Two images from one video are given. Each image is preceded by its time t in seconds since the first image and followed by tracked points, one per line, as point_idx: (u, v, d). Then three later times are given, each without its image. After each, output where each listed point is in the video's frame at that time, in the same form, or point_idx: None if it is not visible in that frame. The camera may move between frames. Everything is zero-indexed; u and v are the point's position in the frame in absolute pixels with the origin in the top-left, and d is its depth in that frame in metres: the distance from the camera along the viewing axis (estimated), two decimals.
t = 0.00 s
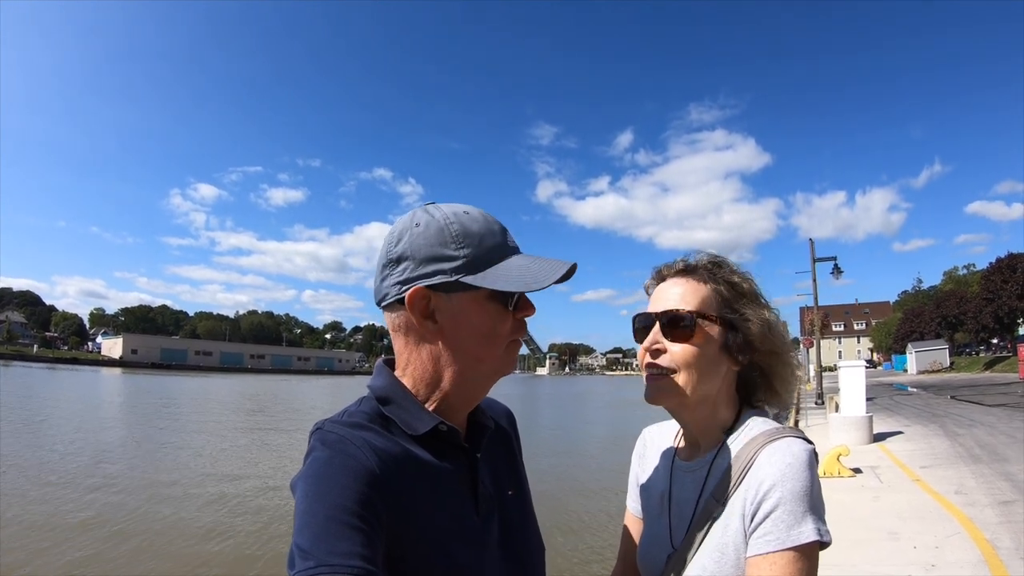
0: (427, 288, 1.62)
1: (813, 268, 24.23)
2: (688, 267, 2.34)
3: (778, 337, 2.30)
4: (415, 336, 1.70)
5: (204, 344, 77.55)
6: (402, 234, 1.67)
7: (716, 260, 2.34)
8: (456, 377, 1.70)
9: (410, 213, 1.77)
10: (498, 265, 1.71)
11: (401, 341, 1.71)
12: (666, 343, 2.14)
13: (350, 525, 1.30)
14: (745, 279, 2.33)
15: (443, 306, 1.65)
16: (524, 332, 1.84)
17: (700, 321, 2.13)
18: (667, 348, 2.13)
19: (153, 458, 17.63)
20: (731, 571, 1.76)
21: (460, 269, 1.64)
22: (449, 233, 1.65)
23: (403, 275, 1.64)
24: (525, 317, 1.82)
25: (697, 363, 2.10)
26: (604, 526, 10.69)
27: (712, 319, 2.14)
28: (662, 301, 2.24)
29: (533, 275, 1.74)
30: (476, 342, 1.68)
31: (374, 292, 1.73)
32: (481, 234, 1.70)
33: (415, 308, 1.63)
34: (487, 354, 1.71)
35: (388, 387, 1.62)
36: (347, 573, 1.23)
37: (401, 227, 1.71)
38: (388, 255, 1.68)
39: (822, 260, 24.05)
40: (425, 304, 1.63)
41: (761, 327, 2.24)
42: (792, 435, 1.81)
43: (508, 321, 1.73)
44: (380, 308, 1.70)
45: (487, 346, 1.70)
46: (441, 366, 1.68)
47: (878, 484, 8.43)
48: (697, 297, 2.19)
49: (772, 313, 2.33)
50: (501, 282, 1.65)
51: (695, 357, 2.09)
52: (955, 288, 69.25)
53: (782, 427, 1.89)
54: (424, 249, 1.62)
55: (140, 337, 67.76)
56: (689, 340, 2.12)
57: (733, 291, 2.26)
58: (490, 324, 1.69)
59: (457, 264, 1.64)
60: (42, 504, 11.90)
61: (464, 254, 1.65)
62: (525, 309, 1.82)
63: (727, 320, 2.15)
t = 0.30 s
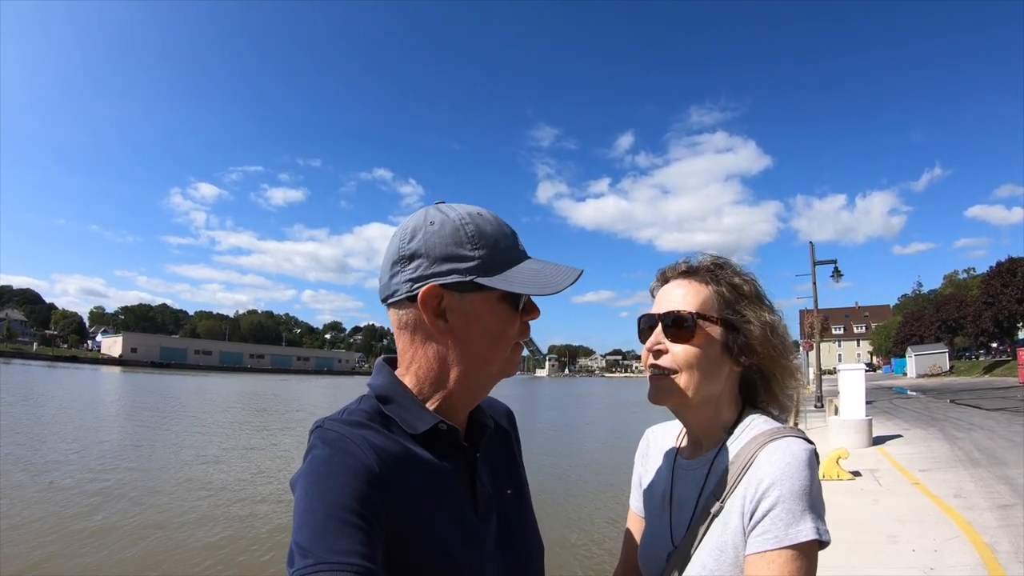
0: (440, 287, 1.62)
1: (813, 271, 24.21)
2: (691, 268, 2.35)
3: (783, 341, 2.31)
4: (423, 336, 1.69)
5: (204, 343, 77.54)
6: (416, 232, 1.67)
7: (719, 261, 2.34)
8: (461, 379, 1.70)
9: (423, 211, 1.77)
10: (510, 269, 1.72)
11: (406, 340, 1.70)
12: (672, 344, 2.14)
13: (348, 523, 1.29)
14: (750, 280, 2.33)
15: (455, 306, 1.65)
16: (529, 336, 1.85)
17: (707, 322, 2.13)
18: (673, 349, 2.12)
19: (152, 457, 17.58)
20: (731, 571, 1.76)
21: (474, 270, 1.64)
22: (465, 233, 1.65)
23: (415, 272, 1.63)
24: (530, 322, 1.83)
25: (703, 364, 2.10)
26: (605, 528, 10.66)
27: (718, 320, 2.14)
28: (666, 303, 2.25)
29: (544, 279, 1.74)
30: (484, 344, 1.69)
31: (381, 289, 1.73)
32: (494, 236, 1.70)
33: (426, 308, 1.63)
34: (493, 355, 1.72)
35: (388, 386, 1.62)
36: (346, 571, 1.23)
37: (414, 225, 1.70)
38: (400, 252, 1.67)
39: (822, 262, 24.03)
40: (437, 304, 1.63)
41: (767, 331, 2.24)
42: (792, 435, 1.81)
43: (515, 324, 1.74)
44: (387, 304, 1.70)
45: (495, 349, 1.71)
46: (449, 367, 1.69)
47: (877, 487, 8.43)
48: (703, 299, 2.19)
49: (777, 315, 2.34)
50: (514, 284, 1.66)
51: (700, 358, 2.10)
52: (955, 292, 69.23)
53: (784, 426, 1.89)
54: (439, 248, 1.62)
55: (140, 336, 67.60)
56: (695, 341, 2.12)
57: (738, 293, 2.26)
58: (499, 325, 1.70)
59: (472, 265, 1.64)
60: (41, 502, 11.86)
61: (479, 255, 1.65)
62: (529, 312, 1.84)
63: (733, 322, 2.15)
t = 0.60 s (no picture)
0: (441, 288, 1.62)
1: (814, 273, 24.20)
2: (692, 270, 2.35)
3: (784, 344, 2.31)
4: (424, 337, 1.69)
5: (203, 343, 77.52)
6: (418, 232, 1.67)
7: (720, 263, 2.34)
8: (461, 381, 1.70)
9: (425, 212, 1.76)
10: (512, 270, 1.72)
11: (406, 340, 1.70)
12: (672, 346, 2.14)
13: (346, 523, 1.29)
14: (751, 282, 2.33)
15: (456, 307, 1.64)
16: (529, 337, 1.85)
17: (707, 325, 2.13)
18: (673, 352, 2.12)
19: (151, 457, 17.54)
20: (729, 572, 1.75)
21: (475, 272, 1.64)
22: (467, 235, 1.65)
23: (416, 272, 1.63)
24: (530, 323, 1.83)
25: (703, 366, 2.10)
26: (605, 530, 10.64)
27: (718, 322, 2.13)
28: (667, 306, 2.25)
29: (545, 281, 1.74)
30: (484, 346, 1.69)
31: (382, 288, 1.72)
32: (495, 238, 1.70)
33: (427, 309, 1.62)
34: (492, 357, 1.72)
35: (387, 387, 1.62)
36: (345, 573, 1.22)
37: (416, 226, 1.70)
38: (401, 252, 1.67)
39: (823, 265, 24.01)
40: (438, 305, 1.63)
41: (768, 333, 2.24)
42: (792, 437, 1.81)
43: (515, 326, 1.75)
44: (388, 305, 1.70)
45: (495, 351, 1.71)
46: (447, 367, 1.69)
47: (876, 490, 8.42)
48: (703, 302, 2.19)
49: (777, 316, 2.34)
50: (516, 285, 1.66)
51: (700, 360, 2.09)
52: (955, 296, 69.17)
53: (784, 428, 1.88)
54: (441, 249, 1.63)
55: (140, 335, 67.61)
56: (695, 344, 2.12)
57: (739, 294, 2.26)
58: (500, 327, 1.70)
59: (473, 267, 1.64)
60: (40, 502, 11.82)
61: (481, 256, 1.65)
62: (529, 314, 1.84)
63: (733, 323, 2.15)
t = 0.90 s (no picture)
0: (439, 287, 1.61)
1: (816, 274, 24.17)
2: (692, 270, 2.34)
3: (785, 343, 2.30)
4: (422, 336, 1.68)
5: (205, 343, 77.62)
6: (417, 232, 1.66)
7: (720, 264, 2.34)
8: (458, 382, 1.70)
9: (425, 211, 1.76)
10: (511, 270, 1.72)
11: (404, 341, 1.70)
12: (673, 347, 2.13)
13: (342, 525, 1.29)
14: (751, 282, 2.33)
15: (454, 307, 1.64)
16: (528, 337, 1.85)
17: (707, 325, 2.12)
18: (674, 352, 2.11)
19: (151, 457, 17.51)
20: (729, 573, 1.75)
21: (474, 272, 1.64)
22: (465, 234, 1.64)
23: (415, 272, 1.63)
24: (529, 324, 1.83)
25: (704, 366, 2.09)
26: (607, 531, 10.60)
27: (718, 322, 2.13)
28: (668, 306, 2.24)
29: (545, 282, 1.74)
30: (481, 347, 1.68)
31: (380, 288, 1.72)
32: (495, 241, 1.70)
33: (425, 308, 1.62)
34: (491, 357, 1.71)
35: (384, 387, 1.62)
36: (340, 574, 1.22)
37: (415, 225, 1.70)
38: (399, 253, 1.67)
39: (825, 266, 23.98)
40: (435, 304, 1.62)
41: (769, 333, 2.23)
42: (792, 439, 1.80)
43: (513, 327, 1.74)
44: (386, 305, 1.70)
45: (491, 352, 1.70)
46: (446, 368, 1.68)
47: (878, 491, 8.40)
48: (704, 301, 2.18)
49: (778, 317, 2.33)
50: (515, 285, 1.66)
51: (700, 360, 2.08)
52: (957, 296, 69.04)
53: (783, 430, 1.88)
54: (439, 248, 1.62)
55: (142, 335, 67.69)
56: (696, 344, 2.11)
57: (739, 295, 2.26)
58: (498, 328, 1.70)
59: (471, 268, 1.64)
60: (40, 502, 11.81)
61: (479, 256, 1.65)
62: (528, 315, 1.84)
63: (732, 324, 2.14)
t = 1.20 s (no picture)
0: (441, 288, 1.62)
1: (818, 274, 24.16)
2: (694, 271, 2.35)
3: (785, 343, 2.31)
4: (425, 335, 1.68)
5: (208, 343, 77.84)
6: (418, 234, 1.67)
7: (723, 265, 2.34)
8: (463, 385, 1.70)
9: (425, 214, 1.77)
10: (515, 271, 1.72)
11: (406, 341, 1.70)
12: (684, 348, 2.11)
13: (347, 526, 1.29)
14: (752, 283, 2.34)
15: (456, 308, 1.64)
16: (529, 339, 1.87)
17: (714, 326, 2.12)
18: (682, 354, 2.11)
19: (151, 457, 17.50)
20: None
21: (479, 274, 1.64)
22: (467, 236, 1.65)
23: (416, 274, 1.64)
24: (531, 326, 1.84)
25: (709, 368, 2.08)
26: (609, 531, 10.62)
27: (717, 324, 2.12)
28: (671, 306, 2.24)
29: (547, 285, 1.74)
30: (483, 348, 1.68)
31: (382, 290, 1.73)
32: (500, 245, 1.71)
33: (429, 309, 1.62)
34: (491, 359, 1.71)
35: (387, 389, 1.63)
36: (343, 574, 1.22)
37: (417, 227, 1.71)
38: (401, 254, 1.68)
39: (827, 266, 23.97)
40: (440, 305, 1.63)
41: (769, 332, 2.24)
42: (797, 443, 1.81)
43: (515, 329, 1.75)
44: (388, 306, 1.70)
45: (491, 354, 1.71)
46: (448, 370, 1.69)
47: (880, 492, 8.39)
48: (707, 302, 2.18)
49: (779, 318, 2.33)
50: (521, 288, 1.66)
51: (708, 361, 2.07)
52: (959, 296, 68.90)
53: (790, 433, 1.88)
54: (441, 250, 1.62)
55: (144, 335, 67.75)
56: (701, 344, 2.11)
57: (741, 296, 2.25)
58: (501, 329, 1.70)
59: (476, 272, 1.64)
60: (43, 501, 11.83)
61: (481, 257, 1.65)
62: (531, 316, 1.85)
63: (733, 325, 2.14)
